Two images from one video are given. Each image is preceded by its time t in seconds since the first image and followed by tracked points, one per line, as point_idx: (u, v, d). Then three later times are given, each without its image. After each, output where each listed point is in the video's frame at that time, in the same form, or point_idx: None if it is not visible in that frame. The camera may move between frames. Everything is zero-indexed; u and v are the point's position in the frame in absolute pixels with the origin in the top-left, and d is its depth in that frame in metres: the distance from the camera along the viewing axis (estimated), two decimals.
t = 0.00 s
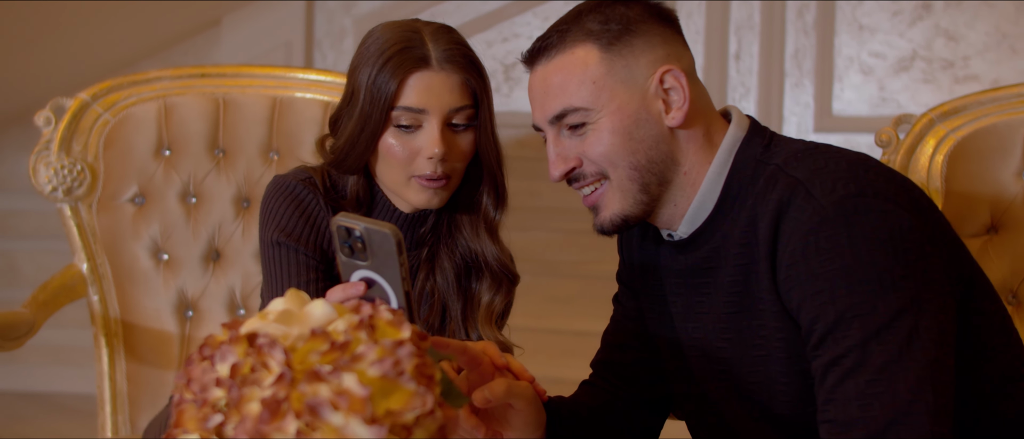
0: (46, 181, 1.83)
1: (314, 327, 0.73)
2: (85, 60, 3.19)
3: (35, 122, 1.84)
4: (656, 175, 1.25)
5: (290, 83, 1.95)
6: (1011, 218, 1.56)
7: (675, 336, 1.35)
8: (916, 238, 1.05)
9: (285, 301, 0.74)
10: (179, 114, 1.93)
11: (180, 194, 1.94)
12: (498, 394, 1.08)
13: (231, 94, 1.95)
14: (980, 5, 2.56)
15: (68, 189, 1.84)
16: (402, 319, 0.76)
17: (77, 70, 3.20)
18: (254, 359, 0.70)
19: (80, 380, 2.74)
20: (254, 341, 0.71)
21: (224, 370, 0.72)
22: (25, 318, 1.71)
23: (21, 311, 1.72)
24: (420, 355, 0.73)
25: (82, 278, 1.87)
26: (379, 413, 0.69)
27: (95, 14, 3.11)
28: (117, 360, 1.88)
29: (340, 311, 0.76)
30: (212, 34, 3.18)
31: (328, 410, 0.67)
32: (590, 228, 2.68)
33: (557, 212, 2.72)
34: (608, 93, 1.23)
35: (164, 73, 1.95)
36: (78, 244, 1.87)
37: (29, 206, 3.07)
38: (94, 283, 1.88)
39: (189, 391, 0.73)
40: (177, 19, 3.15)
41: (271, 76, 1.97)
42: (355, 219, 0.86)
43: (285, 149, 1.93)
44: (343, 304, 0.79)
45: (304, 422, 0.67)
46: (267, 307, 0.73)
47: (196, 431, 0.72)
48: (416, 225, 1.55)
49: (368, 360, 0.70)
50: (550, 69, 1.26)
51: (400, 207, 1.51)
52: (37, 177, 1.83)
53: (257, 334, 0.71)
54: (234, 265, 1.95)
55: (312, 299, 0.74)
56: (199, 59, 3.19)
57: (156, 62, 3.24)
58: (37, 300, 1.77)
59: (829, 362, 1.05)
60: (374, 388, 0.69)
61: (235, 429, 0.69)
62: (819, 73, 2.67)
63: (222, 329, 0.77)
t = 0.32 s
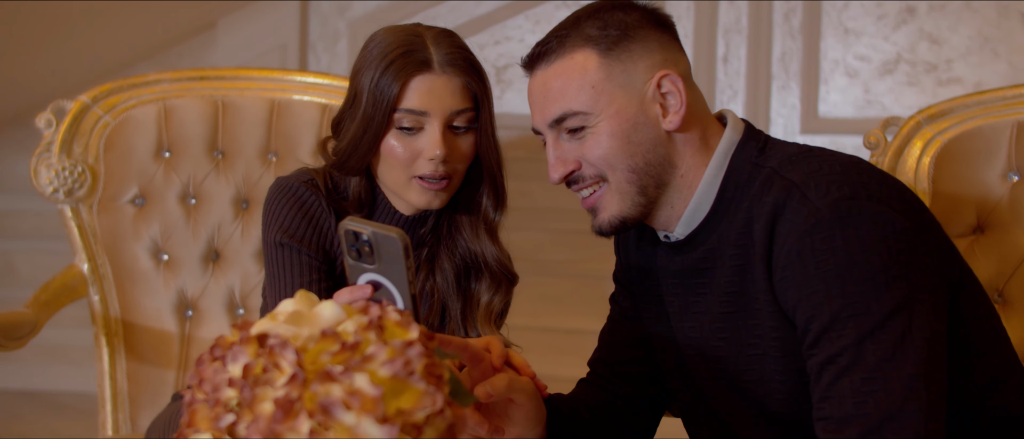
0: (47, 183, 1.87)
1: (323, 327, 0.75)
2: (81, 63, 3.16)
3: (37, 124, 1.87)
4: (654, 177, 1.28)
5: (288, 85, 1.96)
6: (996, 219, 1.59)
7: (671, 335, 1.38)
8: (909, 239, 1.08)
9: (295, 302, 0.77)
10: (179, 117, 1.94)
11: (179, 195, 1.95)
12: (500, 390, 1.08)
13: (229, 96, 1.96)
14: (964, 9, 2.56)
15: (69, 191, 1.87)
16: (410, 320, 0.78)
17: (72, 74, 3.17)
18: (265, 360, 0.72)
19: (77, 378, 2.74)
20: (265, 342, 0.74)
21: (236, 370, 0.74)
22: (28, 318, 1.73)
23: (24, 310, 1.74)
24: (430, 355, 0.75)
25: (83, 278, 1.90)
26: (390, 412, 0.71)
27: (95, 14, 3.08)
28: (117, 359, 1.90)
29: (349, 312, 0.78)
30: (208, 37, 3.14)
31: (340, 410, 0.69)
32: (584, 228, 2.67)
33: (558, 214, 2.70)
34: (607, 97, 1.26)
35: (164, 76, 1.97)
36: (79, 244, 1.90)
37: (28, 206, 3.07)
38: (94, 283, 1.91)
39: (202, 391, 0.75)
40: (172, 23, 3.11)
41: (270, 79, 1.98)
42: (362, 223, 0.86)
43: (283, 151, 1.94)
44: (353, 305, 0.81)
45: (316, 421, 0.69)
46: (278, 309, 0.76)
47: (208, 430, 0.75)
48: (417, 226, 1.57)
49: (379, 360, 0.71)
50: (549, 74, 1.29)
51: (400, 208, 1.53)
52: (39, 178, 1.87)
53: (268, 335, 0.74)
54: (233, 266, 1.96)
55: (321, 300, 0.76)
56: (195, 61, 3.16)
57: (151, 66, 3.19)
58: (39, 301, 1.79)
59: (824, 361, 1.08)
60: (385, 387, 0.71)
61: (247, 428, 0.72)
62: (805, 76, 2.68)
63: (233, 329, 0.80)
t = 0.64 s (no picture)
0: (48, 183, 1.87)
1: (331, 326, 0.77)
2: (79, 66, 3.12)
3: (37, 125, 1.88)
4: (651, 178, 1.31)
5: (285, 87, 1.97)
6: (980, 219, 1.63)
7: (668, 332, 1.41)
8: (900, 239, 1.11)
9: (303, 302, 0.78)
10: (178, 118, 1.95)
11: (179, 196, 1.96)
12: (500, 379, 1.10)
13: (227, 98, 1.97)
14: (946, 13, 2.59)
15: (69, 191, 1.88)
16: (416, 319, 0.79)
17: (69, 75, 3.12)
18: (275, 357, 0.74)
19: (76, 375, 2.75)
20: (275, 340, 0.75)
21: (246, 368, 0.76)
22: (30, 317, 1.73)
23: (26, 310, 1.74)
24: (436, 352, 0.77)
25: (83, 278, 1.92)
26: (399, 409, 0.73)
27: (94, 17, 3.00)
28: (117, 357, 1.92)
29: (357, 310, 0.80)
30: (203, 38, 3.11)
31: (351, 407, 0.71)
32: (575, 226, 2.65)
33: (546, 213, 2.66)
34: (604, 100, 1.28)
35: (163, 78, 1.97)
36: (79, 245, 1.91)
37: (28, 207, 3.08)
38: (95, 282, 1.92)
39: (212, 389, 0.77)
40: (167, 25, 3.07)
41: (267, 81, 1.99)
42: (369, 230, 0.81)
43: (280, 151, 1.95)
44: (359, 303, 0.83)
45: (328, 417, 0.71)
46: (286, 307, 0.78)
47: (219, 429, 0.76)
48: (416, 226, 1.59)
49: (388, 358, 0.73)
50: (547, 78, 1.31)
51: (401, 208, 1.55)
52: (39, 179, 1.87)
53: (277, 333, 0.75)
54: (231, 265, 1.98)
55: (329, 299, 0.78)
56: (190, 62, 3.12)
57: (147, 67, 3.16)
58: (40, 300, 1.80)
59: (819, 357, 1.11)
60: (394, 384, 0.73)
61: (257, 425, 0.74)
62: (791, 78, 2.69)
63: (242, 328, 0.81)
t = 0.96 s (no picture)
0: (48, 183, 1.90)
1: (339, 322, 0.79)
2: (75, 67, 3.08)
3: (37, 125, 1.91)
4: (648, 177, 1.33)
5: (283, 88, 1.99)
6: (966, 218, 1.66)
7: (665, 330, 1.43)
8: (892, 235, 1.15)
9: (312, 298, 0.80)
10: (177, 118, 1.97)
11: (179, 195, 1.98)
12: (506, 375, 1.17)
13: (225, 99, 1.99)
14: (930, 17, 2.64)
15: (69, 191, 1.91)
16: (422, 315, 0.81)
17: (66, 76, 3.09)
18: (285, 353, 0.76)
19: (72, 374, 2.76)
20: (284, 336, 0.77)
21: (256, 364, 0.77)
22: (32, 315, 1.75)
23: (27, 308, 1.76)
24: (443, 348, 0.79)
25: (83, 276, 1.94)
26: (409, 403, 0.75)
27: (91, 21, 2.95)
28: (117, 355, 1.94)
29: (364, 307, 0.82)
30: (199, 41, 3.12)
31: (361, 400, 0.73)
32: (566, 225, 2.68)
33: (546, 212, 2.70)
34: (602, 100, 1.31)
35: (162, 79, 2.00)
36: (80, 243, 1.93)
37: (27, 207, 3.07)
38: (95, 280, 1.94)
39: (222, 384, 0.77)
40: (162, 30, 3.05)
41: (265, 82, 2.00)
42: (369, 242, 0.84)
43: (278, 152, 1.97)
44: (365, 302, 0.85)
45: (339, 411, 0.73)
46: (295, 304, 0.79)
47: (228, 421, 0.77)
48: (415, 225, 1.60)
49: (397, 353, 0.76)
50: (546, 79, 1.33)
51: (400, 206, 1.57)
52: (40, 179, 1.90)
53: (286, 329, 0.77)
54: (230, 264, 1.98)
55: (337, 296, 0.80)
56: (186, 65, 3.13)
57: (143, 69, 3.16)
58: (42, 298, 1.82)
59: (814, 352, 1.14)
60: (404, 378, 0.75)
61: (268, 419, 0.75)
62: (778, 80, 2.73)
63: (250, 324, 0.82)
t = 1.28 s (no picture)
0: (49, 183, 1.91)
1: (349, 318, 0.80)
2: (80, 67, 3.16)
3: (38, 126, 1.91)
4: (647, 177, 1.36)
5: (281, 90, 2.00)
6: (954, 218, 1.68)
7: (663, 327, 1.45)
8: (886, 234, 1.18)
9: (321, 296, 0.82)
10: (177, 119, 1.99)
11: (179, 195, 1.99)
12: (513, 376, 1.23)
13: (224, 100, 2.00)
14: (913, 21, 2.69)
15: (70, 191, 1.92)
16: (431, 311, 0.83)
17: (66, 76, 3.15)
18: (297, 349, 0.78)
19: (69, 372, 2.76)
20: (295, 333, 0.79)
21: (268, 360, 0.79)
22: (34, 313, 1.74)
23: (30, 307, 1.75)
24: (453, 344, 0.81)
25: (84, 276, 1.95)
26: (420, 398, 0.76)
27: (99, 21, 3.04)
28: (117, 353, 1.95)
29: (373, 304, 0.83)
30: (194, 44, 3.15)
31: (374, 396, 0.74)
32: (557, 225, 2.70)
33: (541, 212, 2.73)
34: (602, 101, 1.34)
35: (161, 80, 2.01)
36: (80, 243, 1.94)
37: (29, 207, 3.07)
38: (95, 279, 1.95)
39: (234, 380, 0.80)
40: (163, 31, 3.10)
41: (263, 84, 2.02)
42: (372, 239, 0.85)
43: (277, 153, 1.99)
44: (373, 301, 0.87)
45: (352, 407, 0.75)
46: (305, 302, 0.81)
47: (241, 417, 0.80)
48: (416, 224, 1.62)
49: (408, 349, 0.77)
50: (547, 81, 1.36)
51: (400, 204, 1.58)
52: (41, 179, 1.91)
53: (297, 326, 0.79)
54: (230, 263, 2.00)
55: (346, 293, 0.82)
56: (181, 67, 3.17)
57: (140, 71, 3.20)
58: (43, 297, 1.81)
59: (811, 348, 1.16)
60: (415, 374, 0.77)
61: (281, 414, 0.77)
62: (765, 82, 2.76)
63: (262, 320, 0.84)
